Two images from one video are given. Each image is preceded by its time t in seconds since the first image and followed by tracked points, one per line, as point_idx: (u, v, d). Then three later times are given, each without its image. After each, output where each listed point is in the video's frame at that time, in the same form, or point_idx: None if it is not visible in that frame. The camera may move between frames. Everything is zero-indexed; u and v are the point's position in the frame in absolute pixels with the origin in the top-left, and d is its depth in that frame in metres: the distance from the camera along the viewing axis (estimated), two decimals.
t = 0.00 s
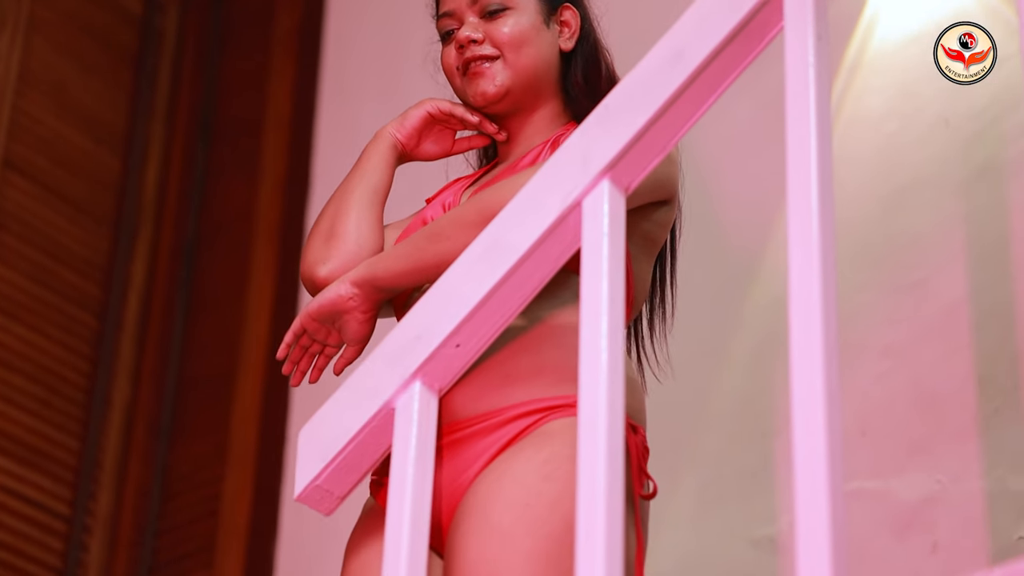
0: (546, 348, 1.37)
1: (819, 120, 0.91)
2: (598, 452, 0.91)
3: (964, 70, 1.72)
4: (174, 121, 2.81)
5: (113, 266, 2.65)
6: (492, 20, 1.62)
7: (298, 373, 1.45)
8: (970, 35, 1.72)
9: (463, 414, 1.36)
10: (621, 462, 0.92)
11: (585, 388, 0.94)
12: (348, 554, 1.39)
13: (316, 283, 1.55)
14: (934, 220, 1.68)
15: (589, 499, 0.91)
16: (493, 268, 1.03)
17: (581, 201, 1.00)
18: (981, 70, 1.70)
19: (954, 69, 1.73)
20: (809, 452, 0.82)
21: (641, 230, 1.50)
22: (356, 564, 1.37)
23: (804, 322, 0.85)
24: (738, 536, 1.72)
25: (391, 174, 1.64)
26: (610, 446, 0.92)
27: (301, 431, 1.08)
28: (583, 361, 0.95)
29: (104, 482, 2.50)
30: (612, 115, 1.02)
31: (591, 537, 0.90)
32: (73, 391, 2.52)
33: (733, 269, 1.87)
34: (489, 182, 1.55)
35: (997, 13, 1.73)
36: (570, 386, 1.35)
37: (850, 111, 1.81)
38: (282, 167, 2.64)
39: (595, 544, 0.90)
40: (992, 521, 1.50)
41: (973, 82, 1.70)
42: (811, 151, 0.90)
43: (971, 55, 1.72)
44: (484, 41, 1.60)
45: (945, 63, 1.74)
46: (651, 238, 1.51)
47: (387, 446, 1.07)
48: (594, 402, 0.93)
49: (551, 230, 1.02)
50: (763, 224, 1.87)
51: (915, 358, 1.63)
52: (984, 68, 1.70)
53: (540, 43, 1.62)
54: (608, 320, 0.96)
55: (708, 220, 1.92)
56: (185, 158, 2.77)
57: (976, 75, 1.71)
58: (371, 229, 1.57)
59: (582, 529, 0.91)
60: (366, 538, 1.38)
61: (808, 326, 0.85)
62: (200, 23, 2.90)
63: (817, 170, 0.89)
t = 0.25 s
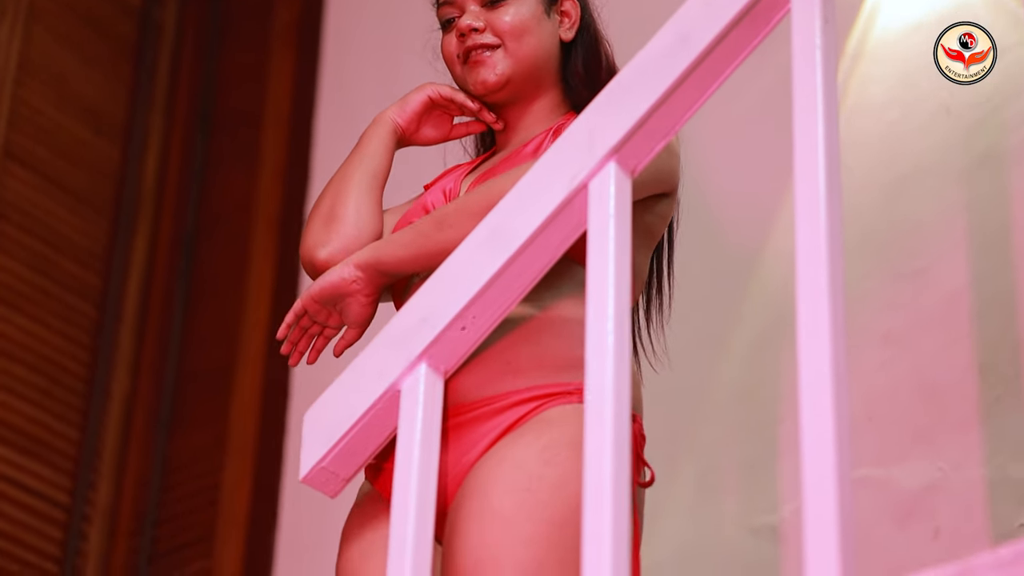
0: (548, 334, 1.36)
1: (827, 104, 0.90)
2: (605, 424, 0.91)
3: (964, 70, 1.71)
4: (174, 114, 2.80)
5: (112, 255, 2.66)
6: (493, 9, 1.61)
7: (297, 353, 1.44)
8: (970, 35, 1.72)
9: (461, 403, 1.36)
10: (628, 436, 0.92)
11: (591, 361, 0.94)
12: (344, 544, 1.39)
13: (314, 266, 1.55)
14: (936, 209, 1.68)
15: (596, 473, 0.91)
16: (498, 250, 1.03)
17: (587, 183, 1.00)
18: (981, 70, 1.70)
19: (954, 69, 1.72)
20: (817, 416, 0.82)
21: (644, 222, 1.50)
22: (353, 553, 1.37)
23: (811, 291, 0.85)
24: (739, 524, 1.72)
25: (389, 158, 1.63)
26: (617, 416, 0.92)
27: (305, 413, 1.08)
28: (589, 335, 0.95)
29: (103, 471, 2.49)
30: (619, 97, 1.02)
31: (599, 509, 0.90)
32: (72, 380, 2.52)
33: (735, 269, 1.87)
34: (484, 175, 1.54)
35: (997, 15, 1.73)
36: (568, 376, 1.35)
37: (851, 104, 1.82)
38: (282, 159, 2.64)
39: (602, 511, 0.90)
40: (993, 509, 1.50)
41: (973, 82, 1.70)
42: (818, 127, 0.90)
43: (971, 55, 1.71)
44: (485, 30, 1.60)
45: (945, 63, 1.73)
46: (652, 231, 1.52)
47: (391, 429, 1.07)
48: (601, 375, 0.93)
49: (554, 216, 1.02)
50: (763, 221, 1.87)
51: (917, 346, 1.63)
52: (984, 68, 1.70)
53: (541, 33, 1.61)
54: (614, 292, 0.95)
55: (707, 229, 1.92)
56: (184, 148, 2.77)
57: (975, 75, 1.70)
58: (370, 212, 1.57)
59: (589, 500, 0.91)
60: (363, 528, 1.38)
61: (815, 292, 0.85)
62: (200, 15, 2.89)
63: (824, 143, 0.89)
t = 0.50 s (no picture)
0: (552, 318, 1.36)
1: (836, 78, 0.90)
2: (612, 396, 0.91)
3: (964, 70, 1.71)
4: (175, 105, 2.78)
5: (114, 243, 2.65)
6: None
7: (296, 327, 1.45)
8: (970, 35, 1.71)
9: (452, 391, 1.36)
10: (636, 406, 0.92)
11: (601, 327, 0.95)
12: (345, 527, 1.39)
13: (316, 243, 1.55)
14: (938, 194, 1.68)
15: (606, 445, 0.91)
16: (505, 227, 1.03)
17: (596, 160, 1.00)
18: (981, 70, 1.70)
19: (954, 69, 1.72)
20: (826, 383, 0.82)
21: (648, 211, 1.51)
22: (355, 537, 1.37)
23: (822, 256, 0.85)
24: (742, 508, 1.72)
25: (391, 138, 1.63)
26: (625, 387, 0.92)
27: (313, 389, 1.08)
28: (598, 307, 0.95)
29: (104, 459, 2.48)
30: (627, 75, 1.02)
31: (609, 483, 0.90)
32: (73, 367, 2.52)
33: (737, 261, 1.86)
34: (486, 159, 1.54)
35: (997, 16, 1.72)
36: (569, 357, 1.35)
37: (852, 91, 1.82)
38: (282, 148, 2.63)
39: (611, 483, 0.90)
40: (996, 493, 1.51)
41: (973, 82, 1.70)
42: (828, 102, 0.89)
43: (971, 55, 1.71)
44: (487, 12, 1.59)
45: (945, 63, 1.73)
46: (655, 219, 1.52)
47: (400, 405, 1.07)
48: (610, 346, 0.94)
49: (566, 188, 1.02)
50: (762, 218, 1.86)
51: (920, 329, 1.64)
52: (984, 69, 1.70)
53: (542, 17, 1.61)
54: (622, 262, 0.96)
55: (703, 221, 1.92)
56: (186, 140, 2.75)
57: (976, 75, 1.70)
58: (371, 192, 1.57)
59: (598, 470, 0.91)
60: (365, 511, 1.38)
61: (824, 261, 0.84)
62: (201, 6, 2.88)
63: (834, 116, 0.89)
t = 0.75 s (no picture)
0: (553, 304, 1.35)
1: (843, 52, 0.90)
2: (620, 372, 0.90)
3: (964, 70, 1.70)
4: (175, 92, 2.79)
5: (114, 231, 2.65)
6: None
7: (296, 309, 1.46)
8: (970, 35, 1.71)
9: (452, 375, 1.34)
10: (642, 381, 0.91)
11: (607, 298, 0.93)
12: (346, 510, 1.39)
13: (316, 224, 1.55)
14: (940, 180, 1.68)
15: (612, 419, 0.90)
16: (510, 205, 1.03)
17: (602, 137, 1.00)
18: (982, 70, 1.70)
19: (954, 68, 1.71)
20: (832, 356, 0.81)
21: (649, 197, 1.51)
22: (356, 520, 1.37)
23: (827, 233, 0.84)
24: (744, 493, 1.72)
25: (390, 118, 1.63)
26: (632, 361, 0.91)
27: (318, 369, 1.08)
28: (605, 282, 0.94)
29: (105, 446, 2.48)
30: (631, 54, 1.02)
31: (616, 463, 0.88)
32: (74, 355, 2.52)
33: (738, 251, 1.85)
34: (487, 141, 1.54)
35: (998, 16, 1.72)
36: (573, 343, 1.35)
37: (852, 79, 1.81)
38: (282, 137, 2.63)
39: (618, 461, 0.88)
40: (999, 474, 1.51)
41: (973, 82, 1.70)
42: (834, 82, 0.89)
43: (971, 55, 1.70)
44: None
45: (945, 63, 1.72)
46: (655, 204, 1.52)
47: (405, 383, 1.07)
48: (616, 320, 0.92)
49: (573, 164, 1.02)
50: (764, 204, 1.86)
51: (920, 314, 1.64)
52: (984, 69, 1.70)
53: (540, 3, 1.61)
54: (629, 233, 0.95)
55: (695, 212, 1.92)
56: (186, 129, 2.75)
57: (976, 75, 1.70)
58: (371, 171, 1.57)
59: (604, 443, 0.90)
60: (366, 494, 1.38)
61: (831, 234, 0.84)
62: None
63: (840, 96, 0.88)
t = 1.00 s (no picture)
0: (554, 287, 1.32)
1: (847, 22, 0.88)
2: (622, 346, 0.89)
3: (964, 70, 1.69)
4: (174, 78, 2.79)
5: (113, 217, 2.65)
6: None
7: (297, 284, 1.46)
8: (970, 35, 1.70)
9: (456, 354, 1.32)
10: (645, 355, 0.90)
11: (609, 270, 0.93)
12: (346, 492, 1.38)
13: (313, 205, 1.55)
14: (941, 165, 1.68)
15: (615, 392, 0.89)
16: (514, 181, 1.03)
17: (605, 112, 1.00)
18: (982, 69, 1.69)
19: (954, 68, 1.70)
20: (835, 327, 0.80)
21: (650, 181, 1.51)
22: (356, 503, 1.36)
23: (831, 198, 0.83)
24: (743, 477, 1.72)
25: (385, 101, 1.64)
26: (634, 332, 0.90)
27: (320, 346, 1.09)
28: (607, 257, 0.93)
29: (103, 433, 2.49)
30: (634, 29, 1.01)
31: (618, 439, 0.88)
32: (73, 341, 2.52)
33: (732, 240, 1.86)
34: (488, 123, 1.53)
35: (998, 14, 1.71)
36: (572, 324, 1.32)
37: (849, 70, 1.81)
38: (281, 124, 2.63)
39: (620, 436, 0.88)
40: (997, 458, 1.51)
41: (973, 81, 1.69)
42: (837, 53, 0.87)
43: (971, 55, 1.69)
44: None
45: (945, 63, 1.71)
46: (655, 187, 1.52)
47: (406, 358, 1.08)
48: (618, 294, 0.92)
49: (575, 140, 1.02)
50: (759, 202, 1.85)
51: (918, 295, 1.64)
52: (984, 69, 1.69)
53: None
54: (631, 207, 0.94)
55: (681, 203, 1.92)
56: (184, 115, 2.76)
57: (976, 75, 1.69)
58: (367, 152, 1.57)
59: (607, 419, 0.89)
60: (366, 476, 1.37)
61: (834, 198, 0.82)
62: None
63: (845, 73, 0.86)
